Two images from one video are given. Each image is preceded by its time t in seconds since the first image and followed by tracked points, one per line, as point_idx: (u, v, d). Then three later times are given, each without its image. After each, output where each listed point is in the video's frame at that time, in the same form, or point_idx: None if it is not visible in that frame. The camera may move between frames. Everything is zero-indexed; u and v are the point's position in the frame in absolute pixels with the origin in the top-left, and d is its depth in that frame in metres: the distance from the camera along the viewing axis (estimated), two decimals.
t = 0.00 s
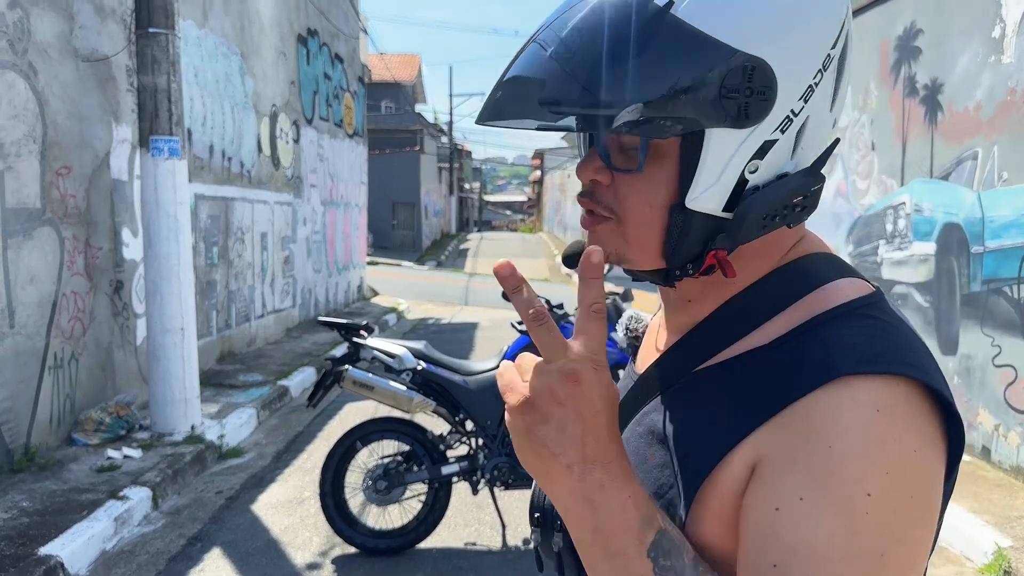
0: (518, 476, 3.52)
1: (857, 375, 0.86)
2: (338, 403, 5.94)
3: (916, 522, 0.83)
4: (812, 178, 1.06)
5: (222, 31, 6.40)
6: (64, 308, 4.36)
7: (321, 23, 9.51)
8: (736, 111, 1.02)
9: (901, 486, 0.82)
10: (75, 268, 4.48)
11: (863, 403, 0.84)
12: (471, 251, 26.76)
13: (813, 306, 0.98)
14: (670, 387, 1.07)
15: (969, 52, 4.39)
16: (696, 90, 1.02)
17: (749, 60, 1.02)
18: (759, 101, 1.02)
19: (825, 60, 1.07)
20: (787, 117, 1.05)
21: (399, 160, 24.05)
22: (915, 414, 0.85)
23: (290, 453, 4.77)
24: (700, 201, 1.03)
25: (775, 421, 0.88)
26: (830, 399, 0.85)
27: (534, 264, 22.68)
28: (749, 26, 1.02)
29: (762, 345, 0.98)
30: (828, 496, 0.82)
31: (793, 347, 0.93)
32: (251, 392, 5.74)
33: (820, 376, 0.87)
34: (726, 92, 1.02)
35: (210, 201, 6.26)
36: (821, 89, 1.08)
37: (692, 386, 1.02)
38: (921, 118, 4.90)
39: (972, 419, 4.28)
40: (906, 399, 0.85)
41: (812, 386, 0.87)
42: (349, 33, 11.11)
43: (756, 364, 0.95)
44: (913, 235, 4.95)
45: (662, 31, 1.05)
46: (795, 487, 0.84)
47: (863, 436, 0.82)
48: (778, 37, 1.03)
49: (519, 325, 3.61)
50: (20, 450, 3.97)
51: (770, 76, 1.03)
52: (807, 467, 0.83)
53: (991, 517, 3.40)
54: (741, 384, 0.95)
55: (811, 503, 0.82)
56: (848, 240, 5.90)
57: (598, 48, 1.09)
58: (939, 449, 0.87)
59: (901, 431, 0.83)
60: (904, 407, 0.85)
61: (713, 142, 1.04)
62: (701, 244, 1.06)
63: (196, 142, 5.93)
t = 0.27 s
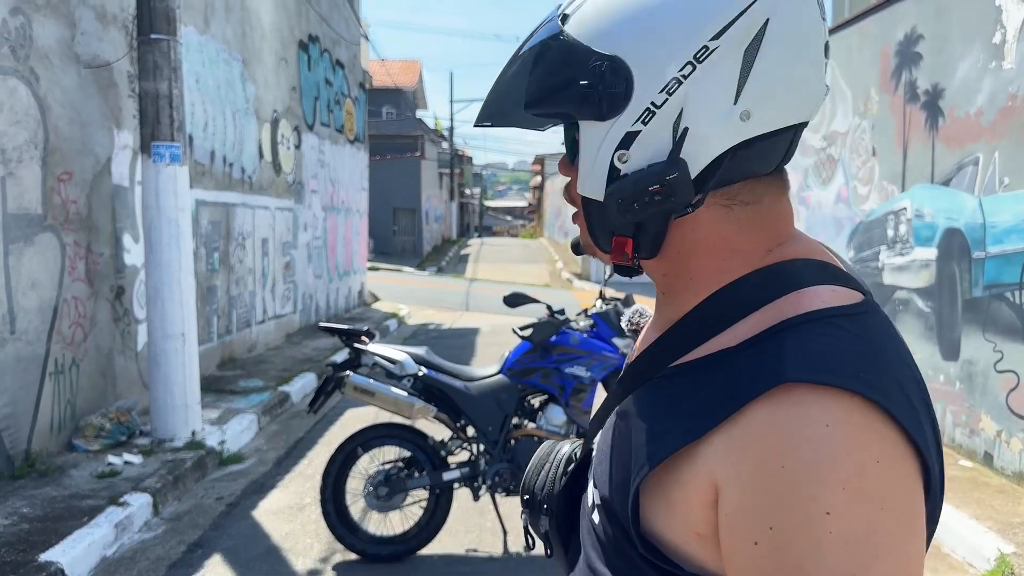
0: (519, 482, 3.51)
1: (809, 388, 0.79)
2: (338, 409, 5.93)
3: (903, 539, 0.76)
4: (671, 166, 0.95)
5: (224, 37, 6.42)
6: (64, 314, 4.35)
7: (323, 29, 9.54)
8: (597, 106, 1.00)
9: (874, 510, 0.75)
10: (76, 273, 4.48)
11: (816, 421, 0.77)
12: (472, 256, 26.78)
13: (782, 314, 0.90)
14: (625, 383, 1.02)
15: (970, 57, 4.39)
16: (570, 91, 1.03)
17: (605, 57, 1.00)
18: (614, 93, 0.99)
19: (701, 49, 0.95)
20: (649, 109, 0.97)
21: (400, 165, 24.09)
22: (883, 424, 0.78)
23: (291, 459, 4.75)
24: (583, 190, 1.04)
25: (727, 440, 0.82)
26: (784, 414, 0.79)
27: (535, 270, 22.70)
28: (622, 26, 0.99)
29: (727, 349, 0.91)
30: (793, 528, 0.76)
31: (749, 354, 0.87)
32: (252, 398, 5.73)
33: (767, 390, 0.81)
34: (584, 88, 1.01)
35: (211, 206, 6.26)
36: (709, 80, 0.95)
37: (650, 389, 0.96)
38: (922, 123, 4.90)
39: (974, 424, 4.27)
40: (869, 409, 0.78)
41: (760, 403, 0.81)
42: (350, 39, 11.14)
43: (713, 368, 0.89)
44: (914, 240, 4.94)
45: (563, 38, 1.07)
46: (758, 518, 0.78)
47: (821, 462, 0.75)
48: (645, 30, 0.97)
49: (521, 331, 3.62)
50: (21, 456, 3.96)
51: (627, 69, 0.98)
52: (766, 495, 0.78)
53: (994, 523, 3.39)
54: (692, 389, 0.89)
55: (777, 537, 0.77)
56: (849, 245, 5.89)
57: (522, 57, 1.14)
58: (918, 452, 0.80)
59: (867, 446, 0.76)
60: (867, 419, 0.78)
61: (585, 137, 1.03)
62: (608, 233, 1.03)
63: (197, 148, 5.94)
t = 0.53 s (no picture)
0: (520, 485, 3.51)
1: (733, 379, 0.79)
2: (340, 413, 5.94)
3: (834, 537, 0.75)
4: (598, 165, 1.03)
5: (226, 42, 6.44)
6: (67, 317, 4.37)
7: (324, 34, 9.57)
8: (550, 115, 1.11)
9: (795, 503, 0.74)
10: (79, 277, 4.49)
11: (735, 413, 0.77)
12: (473, 260, 26.80)
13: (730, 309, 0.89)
14: (611, 371, 1.02)
15: (969, 61, 4.41)
16: (535, 108, 1.15)
17: (555, 71, 1.11)
18: (560, 103, 1.09)
19: (624, 62, 1.03)
20: (584, 117, 1.06)
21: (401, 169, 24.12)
22: (805, 414, 0.77)
23: (292, 462, 4.76)
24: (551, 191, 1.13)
25: (665, 430, 0.83)
26: (719, 401, 0.78)
27: (537, 273, 22.71)
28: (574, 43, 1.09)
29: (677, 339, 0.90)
30: (715, 519, 0.76)
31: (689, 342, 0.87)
32: (253, 401, 5.74)
33: (694, 380, 0.81)
34: (542, 99, 1.13)
35: (213, 210, 6.28)
36: (637, 87, 1.02)
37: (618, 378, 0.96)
38: (921, 127, 4.91)
39: (975, 428, 4.27)
40: (791, 399, 0.77)
41: (688, 393, 0.81)
42: (351, 44, 11.18)
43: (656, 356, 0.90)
44: (914, 244, 4.95)
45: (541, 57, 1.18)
46: (686, 509, 0.79)
47: (739, 453, 0.75)
48: (587, 46, 1.07)
49: (522, 334, 3.64)
50: (23, 459, 3.98)
51: (570, 82, 1.08)
52: (691, 487, 0.78)
53: (994, 526, 3.39)
54: (641, 378, 0.90)
55: (702, 528, 0.77)
56: (849, 248, 5.90)
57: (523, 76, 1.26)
58: (847, 442, 0.78)
59: (787, 437, 0.75)
60: (791, 409, 0.77)
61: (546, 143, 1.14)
62: (575, 229, 1.10)
63: (199, 152, 5.97)
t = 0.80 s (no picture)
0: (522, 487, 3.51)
1: (723, 348, 0.81)
2: (342, 414, 5.94)
3: (806, 506, 0.77)
4: (579, 181, 1.06)
5: (227, 44, 6.45)
6: (69, 319, 4.38)
7: (326, 36, 9.59)
8: (537, 138, 1.15)
9: (775, 468, 0.76)
10: (81, 279, 4.50)
11: (721, 378, 0.79)
12: (474, 261, 26.81)
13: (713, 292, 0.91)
14: (601, 358, 1.03)
15: (971, 63, 4.41)
16: (524, 133, 1.20)
17: (537, 98, 1.15)
18: (542, 127, 1.13)
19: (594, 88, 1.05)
20: (564, 141, 1.10)
21: (403, 170, 24.13)
22: (789, 389, 0.80)
23: (294, 463, 4.76)
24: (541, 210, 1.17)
25: (653, 397, 0.84)
26: (706, 367, 0.80)
27: (538, 274, 22.71)
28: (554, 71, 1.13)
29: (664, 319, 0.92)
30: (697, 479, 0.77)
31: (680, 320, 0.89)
32: (255, 403, 5.74)
33: (686, 349, 0.83)
34: (529, 125, 1.17)
35: (215, 212, 6.29)
36: (606, 110, 1.04)
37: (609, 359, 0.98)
38: (923, 128, 4.90)
39: (977, 429, 4.26)
40: (776, 372, 0.80)
41: (680, 360, 0.83)
42: (353, 45, 11.19)
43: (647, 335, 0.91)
44: (915, 245, 4.94)
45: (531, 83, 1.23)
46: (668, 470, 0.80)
47: (726, 416, 0.77)
48: (562, 75, 1.10)
49: (523, 335, 3.64)
50: (25, 460, 3.98)
51: (551, 107, 1.13)
52: (677, 448, 0.79)
53: (996, 528, 3.38)
54: (633, 356, 0.91)
55: (682, 490, 0.79)
56: (850, 249, 5.89)
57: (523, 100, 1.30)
58: (825, 422, 0.81)
59: (771, 406, 0.78)
60: (775, 381, 0.79)
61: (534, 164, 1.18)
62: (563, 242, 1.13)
63: (201, 153, 5.97)
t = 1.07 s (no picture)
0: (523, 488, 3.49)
1: (716, 323, 0.88)
2: (343, 414, 5.95)
3: (778, 467, 0.85)
4: (651, 153, 1.04)
5: (230, 44, 6.46)
6: (71, 319, 4.38)
7: (328, 36, 9.60)
8: (585, 106, 1.07)
9: (754, 431, 0.84)
10: (83, 279, 4.51)
11: (714, 349, 0.86)
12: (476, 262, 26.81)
13: (704, 276, 0.98)
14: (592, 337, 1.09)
15: (973, 63, 4.40)
16: (559, 101, 1.10)
17: (589, 70, 1.08)
18: (602, 93, 1.06)
19: (671, 69, 1.05)
20: (630, 113, 1.05)
21: (405, 170, 24.14)
22: (771, 368, 0.87)
23: (296, 464, 4.77)
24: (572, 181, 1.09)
25: (649, 365, 0.90)
26: (699, 339, 0.87)
27: (540, 275, 22.72)
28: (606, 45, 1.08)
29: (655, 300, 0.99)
30: (685, 439, 0.84)
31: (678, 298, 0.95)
32: (257, 403, 5.75)
33: (683, 323, 0.90)
34: (571, 94, 1.08)
35: (217, 212, 6.30)
36: (676, 95, 1.05)
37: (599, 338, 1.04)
38: (926, 128, 4.90)
39: (979, 430, 4.25)
40: (765, 351, 0.87)
41: (678, 333, 0.89)
42: (355, 46, 11.20)
43: (645, 313, 0.97)
44: (918, 245, 4.94)
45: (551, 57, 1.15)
46: (657, 431, 0.86)
47: (718, 385, 0.84)
48: (622, 49, 1.06)
49: (525, 336, 3.64)
50: (27, 460, 3.99)
51: (613, 78, 1.07)
52: (670, 411, 0.86)
53: (999, 529, 3.38)
54: (631, 330, 0.97)
55: (673, 446, 0.85)
56: (852, 250, 5.89)
57: (508, 78, 1.21)
58: (799, 395, 0.89)
59: (758, 380, 0.85)
60: (761, 358, 0.87)
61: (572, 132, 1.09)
62: (585, 214, 1.11)
63: (203, 154, 5.98)
